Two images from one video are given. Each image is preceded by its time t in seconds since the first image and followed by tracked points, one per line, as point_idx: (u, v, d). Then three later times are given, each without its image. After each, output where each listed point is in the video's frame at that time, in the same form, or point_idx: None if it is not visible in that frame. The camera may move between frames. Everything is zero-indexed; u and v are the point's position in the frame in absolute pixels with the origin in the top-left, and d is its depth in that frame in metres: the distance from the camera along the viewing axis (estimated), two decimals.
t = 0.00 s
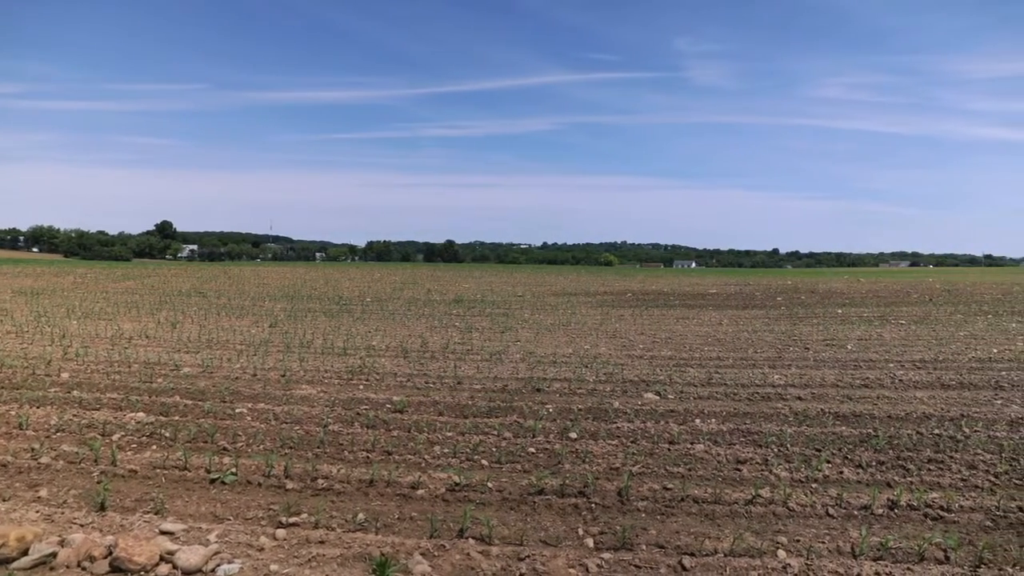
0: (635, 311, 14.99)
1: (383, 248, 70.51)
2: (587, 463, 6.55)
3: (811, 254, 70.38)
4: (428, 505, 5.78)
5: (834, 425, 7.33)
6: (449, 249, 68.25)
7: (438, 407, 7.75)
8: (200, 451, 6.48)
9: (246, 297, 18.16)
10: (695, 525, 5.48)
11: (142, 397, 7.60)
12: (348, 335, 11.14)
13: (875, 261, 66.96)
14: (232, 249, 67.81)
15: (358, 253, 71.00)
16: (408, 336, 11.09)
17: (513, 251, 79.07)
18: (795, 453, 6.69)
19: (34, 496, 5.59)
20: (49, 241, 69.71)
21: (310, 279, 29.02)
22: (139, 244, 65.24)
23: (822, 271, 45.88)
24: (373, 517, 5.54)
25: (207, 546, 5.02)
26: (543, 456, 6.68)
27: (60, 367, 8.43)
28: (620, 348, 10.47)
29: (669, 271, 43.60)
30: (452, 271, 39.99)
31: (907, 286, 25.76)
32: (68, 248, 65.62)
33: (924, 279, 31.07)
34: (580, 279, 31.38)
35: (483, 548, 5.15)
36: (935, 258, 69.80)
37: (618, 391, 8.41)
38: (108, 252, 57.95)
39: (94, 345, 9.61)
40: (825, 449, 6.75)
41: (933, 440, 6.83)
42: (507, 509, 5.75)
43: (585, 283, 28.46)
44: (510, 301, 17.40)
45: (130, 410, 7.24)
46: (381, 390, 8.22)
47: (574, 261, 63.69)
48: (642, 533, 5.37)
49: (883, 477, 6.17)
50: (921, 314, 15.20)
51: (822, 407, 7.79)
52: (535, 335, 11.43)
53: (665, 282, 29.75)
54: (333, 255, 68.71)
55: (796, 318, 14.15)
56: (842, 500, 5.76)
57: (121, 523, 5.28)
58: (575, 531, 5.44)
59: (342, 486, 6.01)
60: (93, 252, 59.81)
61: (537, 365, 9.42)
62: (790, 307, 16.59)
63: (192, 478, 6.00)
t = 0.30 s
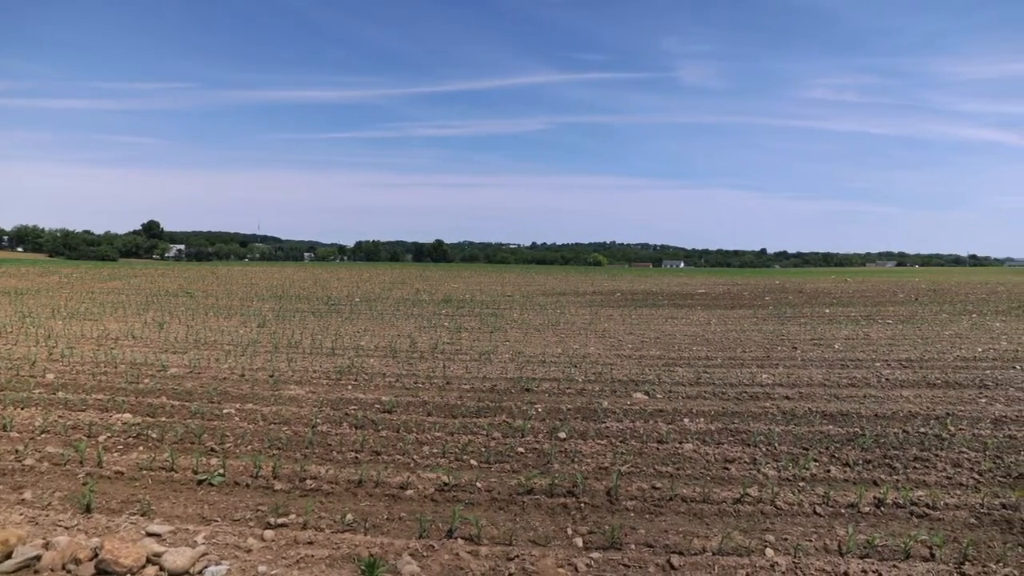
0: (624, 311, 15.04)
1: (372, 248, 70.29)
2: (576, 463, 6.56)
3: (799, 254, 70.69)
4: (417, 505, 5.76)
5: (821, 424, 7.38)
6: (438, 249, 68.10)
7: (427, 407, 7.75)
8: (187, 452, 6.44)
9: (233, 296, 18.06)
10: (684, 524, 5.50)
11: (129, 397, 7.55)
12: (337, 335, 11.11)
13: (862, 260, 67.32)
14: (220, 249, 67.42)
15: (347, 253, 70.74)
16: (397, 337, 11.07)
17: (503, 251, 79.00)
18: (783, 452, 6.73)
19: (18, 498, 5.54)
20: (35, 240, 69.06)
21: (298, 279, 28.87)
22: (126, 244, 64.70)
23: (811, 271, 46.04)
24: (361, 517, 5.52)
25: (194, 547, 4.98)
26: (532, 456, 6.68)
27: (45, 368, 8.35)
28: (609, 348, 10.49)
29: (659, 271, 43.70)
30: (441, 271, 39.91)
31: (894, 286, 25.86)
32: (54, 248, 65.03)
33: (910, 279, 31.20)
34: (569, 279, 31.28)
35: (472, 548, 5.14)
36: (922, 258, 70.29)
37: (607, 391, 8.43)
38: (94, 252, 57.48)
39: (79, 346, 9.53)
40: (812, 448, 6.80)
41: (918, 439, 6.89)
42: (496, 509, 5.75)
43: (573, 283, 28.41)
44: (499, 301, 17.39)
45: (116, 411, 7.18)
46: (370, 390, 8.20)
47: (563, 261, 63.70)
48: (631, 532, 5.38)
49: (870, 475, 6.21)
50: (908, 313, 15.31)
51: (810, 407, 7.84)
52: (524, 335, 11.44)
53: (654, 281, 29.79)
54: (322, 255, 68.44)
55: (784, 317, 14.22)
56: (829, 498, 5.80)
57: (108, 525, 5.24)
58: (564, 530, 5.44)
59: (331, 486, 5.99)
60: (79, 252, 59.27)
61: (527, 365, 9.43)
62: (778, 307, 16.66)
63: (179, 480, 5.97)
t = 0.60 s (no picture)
0: (614, 311, 15.07)
1: (362, 248, 70.06)
2: (566, 462, 6.57)
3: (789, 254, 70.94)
4: (407, 506, 5.75)
5: (810, 423, 7.42)
6: (429, 249, 67.95)
7: (417, 407, 7.74)
8: (175, 453, 6.41)
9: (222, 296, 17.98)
10: (673, 523, 5.52)
11: (116, 398, 7.50)
12: (326, 335, 11.08)
13: (851, 260, 67.63)
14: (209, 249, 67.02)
15: (337, 253, 70.51)
16: (387, 337, 11.04)
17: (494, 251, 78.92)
18: (772, 451, 6.76)
19: (3, 500, 5.49)
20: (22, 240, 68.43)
21: (287, 279, 28.76)
22: (113, 244, 64.23)
23: (800, 271, 46.19)
24: (351, 518, 5.51)
25: (182, 549, 4.95)
26: (521, 456, 6.69)
27: (30, 369, 8.28)
28: (599, 348, 10.51)
29: (650, 271, 43.72)
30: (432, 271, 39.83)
31: (882, 286, 25.93)
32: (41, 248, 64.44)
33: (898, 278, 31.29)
34: (559, 279, 31.18)
35: (462, 548, 5.14)
36: (910, 258, 70.68)
37: (597, 390, 8.44)
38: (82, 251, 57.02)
39: (65, 346, 9.46)
40: (800, 447, 6.83)
41: (905, 437, 6.94)
42: (486, 509, 5.75)
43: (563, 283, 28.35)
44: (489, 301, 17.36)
45: (103, 412, 7.13)
46: (360, 390, 8.18)
47: (554, 261, 63.67)
48: (620, 531, 5.40)
49: (858, 474, 6.26)
50: (895, 313, 15.40)
51: (798, 406, 7.88)
52: (514, 335, 11.45)
53: (645, 281, 29.78)
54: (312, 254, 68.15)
55: (773, 317, 14.28)
56: (817, 497, 5.84)
57: (94, 527, 5.20)
58: (554, 530, 5.45)
59: (320, 487, 5.97)
60: (66, 252, 58.78)
61: (516, 365, 9.43)
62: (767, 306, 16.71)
63: (167, 481, 5.93)
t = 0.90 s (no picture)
0: (606, 310, 15.09)
1: (354, 248, 69.87)
2: (558, 462, 6.57)
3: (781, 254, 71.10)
4: (399, 506, 5.74)
5: (801, 422, 7.45)
6: (421, 249, 67.83)
7: (409, 407, 7.73)
8: (166, 454, 6.38)
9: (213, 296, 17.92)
10: (665, 522, 5.54)
11: (106, 399, 7.46)
12: (318, 335, 11.06)
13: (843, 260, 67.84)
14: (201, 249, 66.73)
15: (329, 253, 70.30)
16: (379, 337, 11.02)
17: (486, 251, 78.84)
18: (763, 450, 6.79)
19: None
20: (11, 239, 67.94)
21: (278, 279, 28.67)
22: (103, 244, 63.82)
23: (792, 271, 46.29)
24: (343, 518, 5.49)
25: (173, 550, 4.93)
26: (514, 456, 6.69)
27: (20, 369, 8.23)
28: (591, 347, 10.52)
29: (643, 271, 43.76)
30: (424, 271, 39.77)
31: (872, 286, 25.96)
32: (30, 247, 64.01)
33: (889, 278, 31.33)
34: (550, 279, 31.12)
35: (454, 548, 5.14)
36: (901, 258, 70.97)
37: (589, 390, 8.45)
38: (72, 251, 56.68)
39: (55, 347, 9.40)
40: (791, 446, 6.86)
41: (895, 436, 6.98)
42: (478, 509, 5.74)
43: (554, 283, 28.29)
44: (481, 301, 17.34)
45: (93, 413, 7.10)
46: (352, 390, 8.16)
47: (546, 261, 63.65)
48: (613, 531, 5.40)
49: (849, 472, 6.29)
50: (886, 313, 15.47)
51: (789, 405, 7.91)
52: (506, 335, 11.45)
53: (634, 282, 29.71)
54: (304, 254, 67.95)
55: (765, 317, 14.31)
56: (808, 496, 5.86)
57: (84, 528, 5.17)
58: (547, 530, 5.45)
59: (312, 487, 5.95)
60: (56, 252, 58.40)
61: (509, 365, 9.43)
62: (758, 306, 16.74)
63: (158, 482, 5.90)
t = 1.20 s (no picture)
0: (600, 310, 15.11)
1: (348, 248, 69.68)
2: (552, 462, 6.57)
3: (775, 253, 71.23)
4: (393, 506, 5.74)
5: (794, 421, 7.48)
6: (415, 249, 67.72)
7: (402, 407, 7.72)
8: (158, 455, 6.35)
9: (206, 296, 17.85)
10: (659, 522, 5.55)
11: (98, 400, 7.42)
12: (312, 335, 11.04)
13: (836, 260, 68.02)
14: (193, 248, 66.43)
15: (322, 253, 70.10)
16: (372, 337, 11.01)
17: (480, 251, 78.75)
18: (756, 450, 6.81)
19: None
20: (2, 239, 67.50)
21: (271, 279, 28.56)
22: (96, 244, 63.48)
23: (785, 271, 46.38)
24: (336, 519, 5.48)
25: (165, 551, 4.91)
26: (507, 456, 6.68)
27: (11, 370, 8.18)
28: (585, 347, 10.53)
29: (637, 271, 43.80)
30: (418, 271, 39.72)
31: (865, 286, 26.02)
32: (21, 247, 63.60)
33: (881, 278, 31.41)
34: (544, 279, 31.09)
35: (448, 548, 5.13)
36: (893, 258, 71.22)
37: (582, 390, 8.46)
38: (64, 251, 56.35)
39: (46, 347, 9.35)
40: (785, 445, 6.88)
41: (887, 436, 7.01)
42: (472, 509, 5.74)
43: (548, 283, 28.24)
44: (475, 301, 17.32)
45: (84, 414, 7.06)
46: (345, 390, 8.15)
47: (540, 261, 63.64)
48: (606, 531, 5.41)
49: (841, 471, 6.31)
50: (878, 312, 15.54)
51: (782, 405, 7.93)
52: (499, 334, 11.46)
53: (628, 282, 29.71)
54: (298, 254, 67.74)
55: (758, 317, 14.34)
56: (801, 495, 5.88)
57: (76, 530, 5.15)
58: (541, 529, 5.45)
59: (305, 488, 5.93)
60: (48, 251, 58.05)
61: (502, 365, 9.43)
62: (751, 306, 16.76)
63: (150, 483, 5.88)
